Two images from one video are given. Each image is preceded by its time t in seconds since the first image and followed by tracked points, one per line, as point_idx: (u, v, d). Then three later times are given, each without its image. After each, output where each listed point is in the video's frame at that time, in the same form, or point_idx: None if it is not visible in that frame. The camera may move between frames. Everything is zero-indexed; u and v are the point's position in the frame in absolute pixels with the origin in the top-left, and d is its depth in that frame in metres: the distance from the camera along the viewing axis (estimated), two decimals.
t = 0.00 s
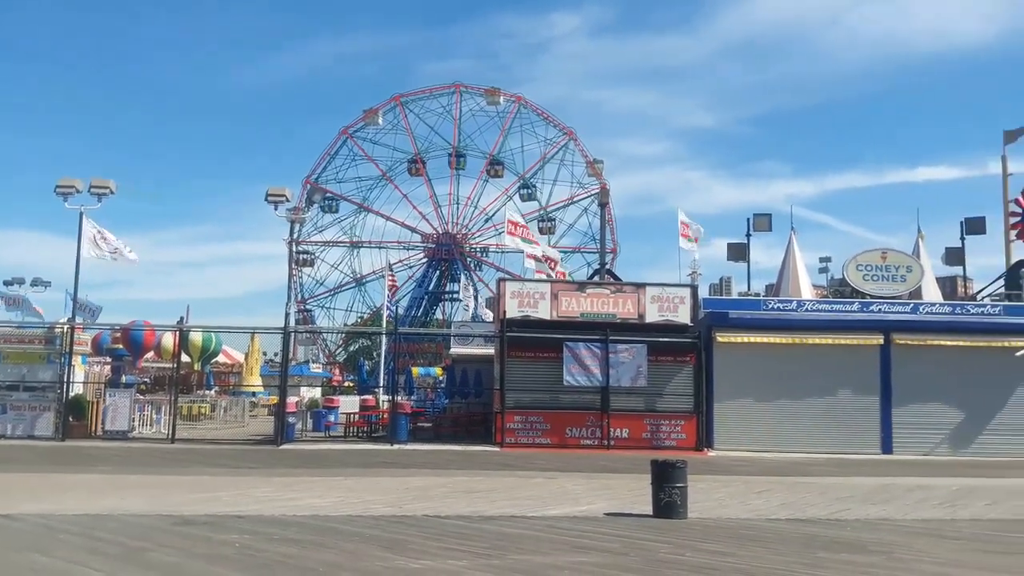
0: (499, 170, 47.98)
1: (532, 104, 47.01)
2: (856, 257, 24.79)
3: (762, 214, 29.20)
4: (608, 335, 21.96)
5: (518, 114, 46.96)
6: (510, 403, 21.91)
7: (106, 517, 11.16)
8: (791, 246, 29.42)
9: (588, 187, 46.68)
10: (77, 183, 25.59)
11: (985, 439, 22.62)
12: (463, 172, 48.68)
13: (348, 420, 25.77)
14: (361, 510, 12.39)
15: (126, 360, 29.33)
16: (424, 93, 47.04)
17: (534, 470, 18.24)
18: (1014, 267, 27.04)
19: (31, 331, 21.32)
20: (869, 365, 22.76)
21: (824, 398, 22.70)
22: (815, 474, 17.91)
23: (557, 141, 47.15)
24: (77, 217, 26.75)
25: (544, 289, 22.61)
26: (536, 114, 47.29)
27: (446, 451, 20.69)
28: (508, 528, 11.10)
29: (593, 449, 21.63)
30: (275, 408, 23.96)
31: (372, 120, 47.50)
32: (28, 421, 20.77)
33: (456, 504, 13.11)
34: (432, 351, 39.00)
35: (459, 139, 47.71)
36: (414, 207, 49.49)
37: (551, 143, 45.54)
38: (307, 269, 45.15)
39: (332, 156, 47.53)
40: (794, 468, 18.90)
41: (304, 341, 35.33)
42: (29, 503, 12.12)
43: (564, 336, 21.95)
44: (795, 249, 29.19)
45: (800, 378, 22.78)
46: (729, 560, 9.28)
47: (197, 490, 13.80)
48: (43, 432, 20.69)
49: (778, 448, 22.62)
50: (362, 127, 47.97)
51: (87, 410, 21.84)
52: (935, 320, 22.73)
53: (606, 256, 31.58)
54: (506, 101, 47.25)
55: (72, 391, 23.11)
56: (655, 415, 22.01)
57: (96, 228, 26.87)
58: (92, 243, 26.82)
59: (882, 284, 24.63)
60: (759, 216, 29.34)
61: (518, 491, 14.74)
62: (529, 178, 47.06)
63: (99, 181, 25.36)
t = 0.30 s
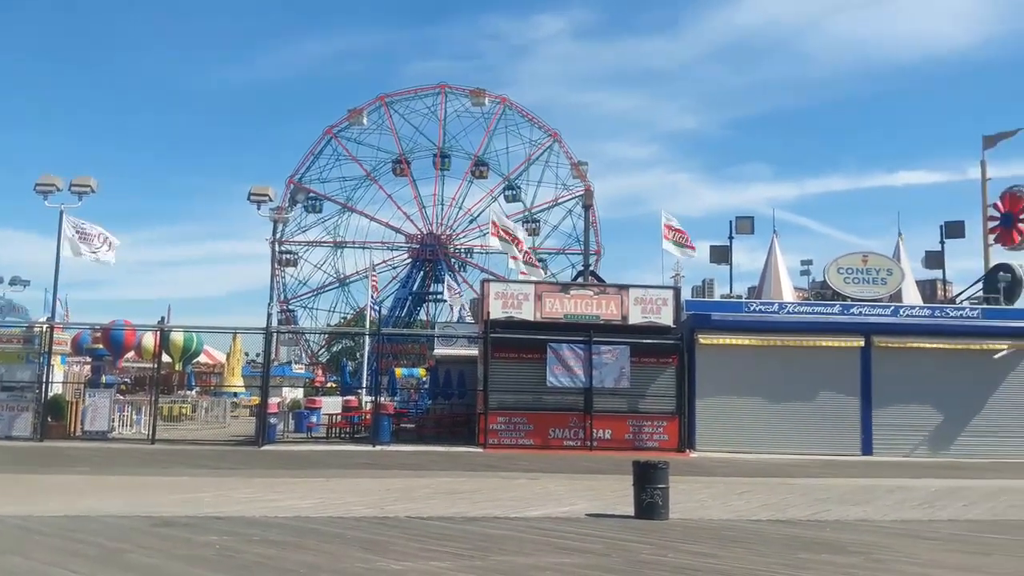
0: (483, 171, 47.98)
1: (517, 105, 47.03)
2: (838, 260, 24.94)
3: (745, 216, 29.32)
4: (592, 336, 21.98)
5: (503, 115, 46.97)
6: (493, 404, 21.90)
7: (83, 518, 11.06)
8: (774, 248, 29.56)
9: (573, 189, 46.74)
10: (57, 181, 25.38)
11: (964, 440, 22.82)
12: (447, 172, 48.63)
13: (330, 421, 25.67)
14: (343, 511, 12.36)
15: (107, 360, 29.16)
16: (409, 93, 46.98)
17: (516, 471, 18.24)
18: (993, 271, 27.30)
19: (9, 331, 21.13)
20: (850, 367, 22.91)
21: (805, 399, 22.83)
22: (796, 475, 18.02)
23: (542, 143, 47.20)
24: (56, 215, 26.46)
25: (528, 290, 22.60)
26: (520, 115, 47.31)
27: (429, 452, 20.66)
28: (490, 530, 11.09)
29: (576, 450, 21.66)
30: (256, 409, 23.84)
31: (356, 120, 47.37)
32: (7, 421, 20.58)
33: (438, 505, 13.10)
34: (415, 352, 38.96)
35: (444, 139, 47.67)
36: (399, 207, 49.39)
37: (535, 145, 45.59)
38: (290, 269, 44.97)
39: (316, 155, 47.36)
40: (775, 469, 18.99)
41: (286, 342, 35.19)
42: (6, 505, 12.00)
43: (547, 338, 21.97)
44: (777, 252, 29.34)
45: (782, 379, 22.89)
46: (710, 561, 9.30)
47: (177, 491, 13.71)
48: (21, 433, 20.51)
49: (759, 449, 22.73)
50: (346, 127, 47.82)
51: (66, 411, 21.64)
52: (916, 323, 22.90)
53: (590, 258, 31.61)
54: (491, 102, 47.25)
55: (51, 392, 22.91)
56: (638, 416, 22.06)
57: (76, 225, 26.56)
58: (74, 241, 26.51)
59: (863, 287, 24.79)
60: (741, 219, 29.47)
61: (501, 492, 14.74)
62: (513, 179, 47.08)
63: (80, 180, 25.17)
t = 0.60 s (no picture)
0: (468, 173, 47.96)
1: (501, 108, 47.05)
2: (820, 262, 25.07)
3: (728, 218, 29.44)
4: (576, 338, 22.00)
5: (487, 117, 46.97)
6: (479, 407, 21.88)
7: (65, 523, 10.98)
8: (756, 250, 29.68)
9: (557, 191, 46.79)
10: (38, 183, 25.18)
11: (946, 440, 22.99)
12: (433, 174, 48.58)
13: (315, 424, 25.57)
14: (328, 514, 12.32)
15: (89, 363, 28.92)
16: (393, 95, 46.90)
17: (501, 473, 18.24)
18: (973, 272, 27.54)
19: None
20: (832, 367, 23.05)
21: (788, 400, 22.94)
22: (779, 475, 18.12)
23: (527, 146, 47.26)
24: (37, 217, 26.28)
25: (513, 292, 22.60)
26: (505, 117, 47.33)
27: (414, 455, 20.62)
28: (475, 532, 11.08)
29: (562, 451, 21.68)
30: (240, 412, 23.72)
31: (340, 121, 47.25)
32: None
33: (423, 508, 13.07)
34: (400, 355, 38.94)
35: (429, 141, 47.63)
36: (383, 209, 49.30)
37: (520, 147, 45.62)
38: (274, 272, 44.78)
39: (300, 157, 47.20)
40: (759, 470, 19.07)
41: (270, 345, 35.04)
42: None
43: (532, 340, 21.98)
44: (760, 253, 29.46)
45: (766, 380, 23.00)
46: (694, 561, 9.32)
47: (160, 495, 13.63)
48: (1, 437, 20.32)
49: (743, 450, 22.82)
50: (330, 129, 47.68)
51: (46, 415, 21.44)
52: (897, 324, 23.06)
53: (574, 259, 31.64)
54: (476, 104, 47.25)
55: (31, 396, 22.70)
56: (623, 417, 22.11)
57: (57, 228, 26.40)
58: (55, 243, 26.42)
59: (845, 288, 24.94)
60: (725, 221, 29.59)
61: (486, 494, 14.72)
62: (498, 181, 47.08)
63: (61, 182, 24.98)
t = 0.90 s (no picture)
0: (452, 171, 47.91)
1: (485, 105, 47.04)
2: (801, 259, 25.22)
3: (710, 216, 29.56)
4: (560, 336, 22.06)
5: (471, 115, 46.94)
6: (462, 404, 21.86)
7: (43, 523, 10.89)
8: (737, 248, 29.82)
9: (541, 188, 46.84)
10: (16, 180, 24.94)
11: (925, 436, 23.20)
12: (416, 172, 48.50)
13: (296, 423, 25.46)
14: (310, 513, 12.28)
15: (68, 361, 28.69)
16: (376, 92, 46.78)
17: (485, 470, 18.24)
18: (952, 270, 27.78)
19: None
20: (813, 364, 23.19)
21: (770, 397, 23.07)
22: (760, 471, 18.21)
23: (510, 143, 47.26)
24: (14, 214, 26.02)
25: (496, 289, 22.62)
26: (489, 115, 47.32)
27: (397, 453, 20.58)
28: (457, 530, 11.08)
29: (545, 449, 21.70)
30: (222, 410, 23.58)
31: (323, 118, 47.06)
32: None
33: (406, 506, 13.05)
34: (383, 352, 38.85)
35: (412, 138, 47.53)
36: (366, 207, 49.17)
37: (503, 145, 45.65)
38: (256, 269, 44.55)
39: (282, 154, 46.98)
40: (741, 466, 19.16)
41: (252, 343, 34.86)
42: None
43: (516, 337, 22.01)
44: (741, 251, 29.60)
45: (748, 377, 23.11)
46: (676, 557, 9.37)
47: (141, 494, 13.54)
48: None
49: (725, 446, 22.92)
50: (313, 126, 47.49)
51: (25, 414, 21.23)
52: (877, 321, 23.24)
53: (558, 257, 31.68)
54: (460, 102, 47.20)
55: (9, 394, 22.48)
56: (605, 414, 22.16)
57: (33, 226, 26.15)
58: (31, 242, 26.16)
59: (825, 286, 25.12)
60: (706, 219, 29.72)
61: (468, 492, 14.72)
62: (482, 179, 47.07)
63: (39, 178, 24.74)
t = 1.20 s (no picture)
0: (436, 166, 47.78)
1: (469, 100, 46.93)
2: (784, 255, 25.31)
3: (693, 212, 29.62)
4: (544, 331, 22.08)
5: (455, 110, 46.81)
6: (446, 401, 21.79)
7: (21, 521, 10.76)
8: (721, 243, 29.89)
9: (525, 184, 46.82)
10: None
11: (906, 430, 23.35)
12: (399, 167, 48.34)
13: (279, 419, 25.33)
14: (292, 509, 12.20)
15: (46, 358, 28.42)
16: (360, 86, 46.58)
17: (468, 466, 18.20)
18: (932, 266, 27.98)
19: None
20: (796, 360, 23.29)
21: (753, 392, 23.14)
22: (744, 466, 18.26)
23: (494, 138, 47.19)
24: None
25: (481, 285, 22.50)
26: (473, 110, 47.21)
27: (381, 449, 20.52)
28: (441, 526, 11.03)
29: (529, 444, 21.69)
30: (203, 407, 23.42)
31: (306, 112, 46.81)
32: None
33: (389, 502, 12.99)
34: (367, 348, 38.74)
35: (395, 133, 47.37)
36: (350, 202, 48.98)
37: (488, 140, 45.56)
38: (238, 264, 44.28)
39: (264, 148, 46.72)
40: (724, 461, 19.21)
41: (234, 338, 34.65)
42: None
43: (500, 333, 22.00)
44: (725, 247, 29.68)
45: (732, 373, 23.17)
46: (659, 552, 9.35)
47: (121, 491, 13.42)
48: None
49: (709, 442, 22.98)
50: (295, 120, 47.24)
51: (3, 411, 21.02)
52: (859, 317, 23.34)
53: (542, 252, 31.66)
54: (444, 96, 47.06)
55: None
56: (590, 410, 22.18)
57: (10, 221, 25.86)
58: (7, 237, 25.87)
59: (808, 282, 25.19)
60: (690, 215, 29.78)
61: (452, 488, 14.68)
62: (466, 173, 46.99)
63: (17, 172, 24.47)
